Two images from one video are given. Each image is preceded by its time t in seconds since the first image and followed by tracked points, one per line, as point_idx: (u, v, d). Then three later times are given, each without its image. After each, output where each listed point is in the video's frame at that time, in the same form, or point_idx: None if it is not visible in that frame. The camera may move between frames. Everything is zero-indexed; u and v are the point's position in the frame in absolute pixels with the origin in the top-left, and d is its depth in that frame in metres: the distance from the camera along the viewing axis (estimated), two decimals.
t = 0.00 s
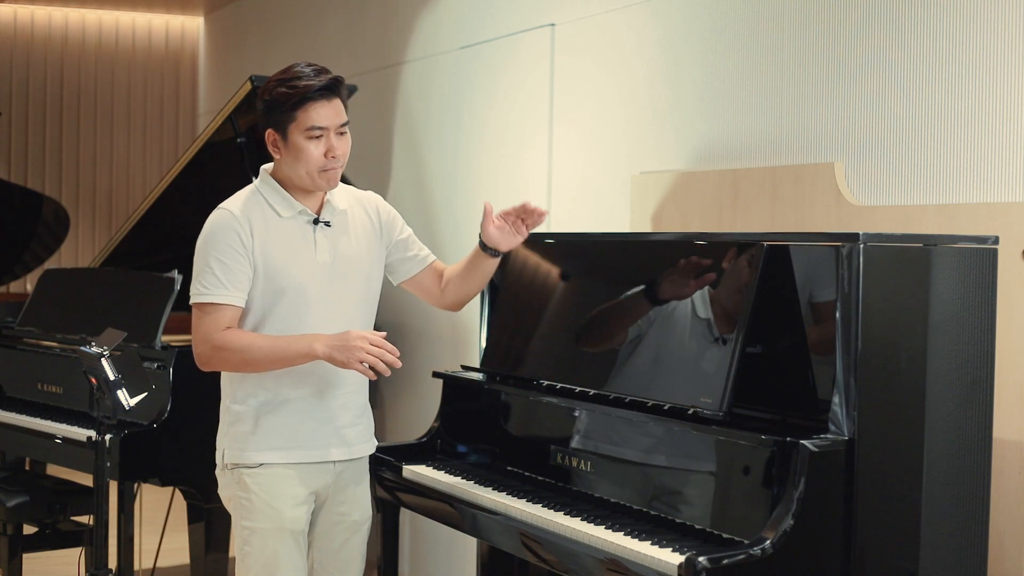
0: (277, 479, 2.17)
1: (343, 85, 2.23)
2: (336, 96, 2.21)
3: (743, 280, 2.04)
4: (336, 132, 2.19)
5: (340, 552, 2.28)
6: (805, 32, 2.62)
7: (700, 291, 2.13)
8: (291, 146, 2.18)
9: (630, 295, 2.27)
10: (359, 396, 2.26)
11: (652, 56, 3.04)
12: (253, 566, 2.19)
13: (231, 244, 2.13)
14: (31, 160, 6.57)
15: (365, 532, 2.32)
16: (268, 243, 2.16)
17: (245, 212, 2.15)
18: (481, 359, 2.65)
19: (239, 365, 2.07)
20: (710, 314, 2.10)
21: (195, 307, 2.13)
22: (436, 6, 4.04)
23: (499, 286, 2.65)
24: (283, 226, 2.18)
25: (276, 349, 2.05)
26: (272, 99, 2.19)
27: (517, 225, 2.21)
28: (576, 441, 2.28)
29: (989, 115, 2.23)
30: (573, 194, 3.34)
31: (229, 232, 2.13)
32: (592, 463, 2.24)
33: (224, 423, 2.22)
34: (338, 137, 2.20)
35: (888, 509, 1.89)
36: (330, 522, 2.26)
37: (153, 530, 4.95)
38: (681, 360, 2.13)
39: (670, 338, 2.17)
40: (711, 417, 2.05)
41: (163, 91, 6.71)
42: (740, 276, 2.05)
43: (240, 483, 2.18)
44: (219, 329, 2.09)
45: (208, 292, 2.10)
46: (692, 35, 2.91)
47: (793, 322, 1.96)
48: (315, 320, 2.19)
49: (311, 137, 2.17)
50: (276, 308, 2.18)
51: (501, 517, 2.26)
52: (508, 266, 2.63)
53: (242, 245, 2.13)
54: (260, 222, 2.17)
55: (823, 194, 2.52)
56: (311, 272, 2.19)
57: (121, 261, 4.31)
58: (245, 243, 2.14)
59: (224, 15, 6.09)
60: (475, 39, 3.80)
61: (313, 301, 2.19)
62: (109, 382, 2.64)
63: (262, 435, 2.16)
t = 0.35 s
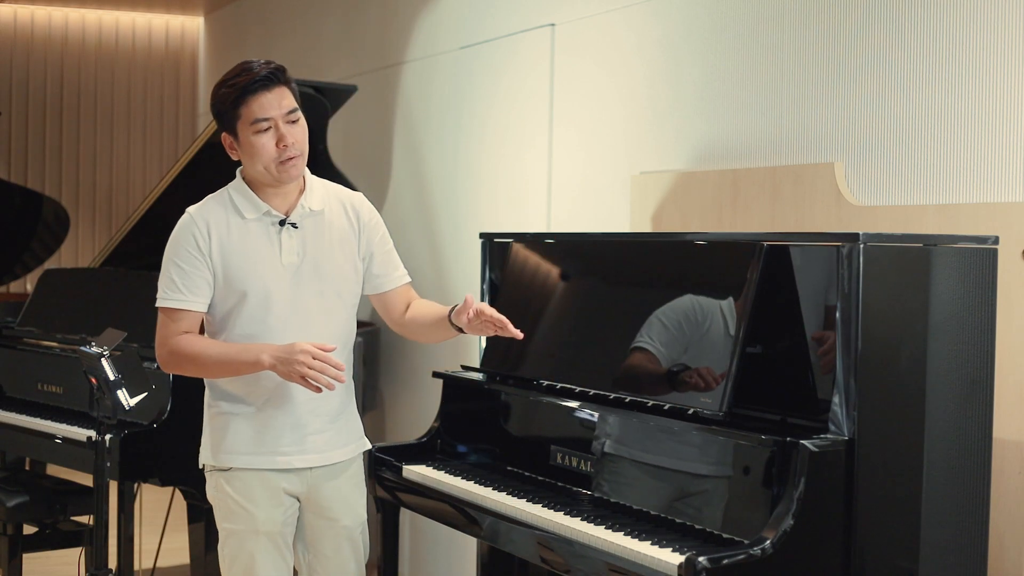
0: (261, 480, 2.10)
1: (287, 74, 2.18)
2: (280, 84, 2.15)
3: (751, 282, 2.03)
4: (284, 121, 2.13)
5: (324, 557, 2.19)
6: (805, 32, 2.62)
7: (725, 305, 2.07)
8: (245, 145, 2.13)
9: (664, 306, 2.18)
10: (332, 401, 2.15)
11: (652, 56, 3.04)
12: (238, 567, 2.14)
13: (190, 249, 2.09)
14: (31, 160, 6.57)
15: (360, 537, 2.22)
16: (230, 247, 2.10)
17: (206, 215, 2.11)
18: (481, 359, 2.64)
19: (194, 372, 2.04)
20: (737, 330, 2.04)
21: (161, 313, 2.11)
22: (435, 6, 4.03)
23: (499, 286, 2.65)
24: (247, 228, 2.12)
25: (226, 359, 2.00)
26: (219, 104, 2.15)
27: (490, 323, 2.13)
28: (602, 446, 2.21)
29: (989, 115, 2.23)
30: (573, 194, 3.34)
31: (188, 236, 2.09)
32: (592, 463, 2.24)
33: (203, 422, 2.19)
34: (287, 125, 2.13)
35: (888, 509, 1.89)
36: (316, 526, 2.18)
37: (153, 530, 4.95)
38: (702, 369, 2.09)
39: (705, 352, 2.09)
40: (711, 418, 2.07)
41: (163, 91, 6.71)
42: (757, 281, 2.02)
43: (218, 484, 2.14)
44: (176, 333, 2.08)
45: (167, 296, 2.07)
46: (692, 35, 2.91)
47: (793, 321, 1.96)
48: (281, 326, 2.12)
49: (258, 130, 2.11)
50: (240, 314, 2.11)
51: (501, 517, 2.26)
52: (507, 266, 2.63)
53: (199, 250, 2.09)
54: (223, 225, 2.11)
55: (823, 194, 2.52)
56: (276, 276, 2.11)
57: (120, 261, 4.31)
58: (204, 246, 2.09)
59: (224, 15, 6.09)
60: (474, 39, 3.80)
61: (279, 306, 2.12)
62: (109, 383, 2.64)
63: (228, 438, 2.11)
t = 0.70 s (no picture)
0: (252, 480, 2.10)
1: (263, 74, 2.15)
2: (257, 85, 2.13)
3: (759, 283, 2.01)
4: (262, 123, 2.10)
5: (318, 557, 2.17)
6: (805, 32, 2.62)
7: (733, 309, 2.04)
8: (223, 149, 2.11)
9: (682, 310, 2.15)
10: (318, 401, 2.13)
11: (652, 56, 3.04)
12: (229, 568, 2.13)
13: (170, 253, 2.09)
14: (31, 160, 6.57)
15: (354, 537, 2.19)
16: (209, 248, 2.10)
17: (185, 218, 2.10)
18: (481, 359, 2.64)
19: (175, 375, 2.04)
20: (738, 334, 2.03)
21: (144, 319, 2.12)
22: (435, 6, 4.03)
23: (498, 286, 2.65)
24: (226, 229, 2.11)
25: (201, 360, 2.00)
26: (196, 108, 2.14)
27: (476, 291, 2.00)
28: (616, 447, 2.18)
29: (989, 115, 2.23)
30: (573, 194, 3.34)
31: (167, 239, 2.09)
32: (593, 463, 2.24)
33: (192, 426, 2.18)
34: (265, 127, 2.10)
35: (887, 509, 1.89)
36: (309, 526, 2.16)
37: (153, 530, 4.95)
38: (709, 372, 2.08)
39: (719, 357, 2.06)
40: (711, 418, 2.07)
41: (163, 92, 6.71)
42: (760, 283, 2.01)
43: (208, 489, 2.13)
44: (158, 336, 2.09)
45: (148, 301, 2.08)
46: (692, 34, 2.91)
47: (793, 322, 1.96)
48: (262, 328, 2.10)
49: (236, 133, 2.09)
50: (220, 315, 2.10)
51: (501, 517, 2.26)
52: (507, 266, 2.63)
53: (179, 252, 2.09)
54: (202, 228, 2.11)
55: (823, 194, 2.52)
56: (255, 277, 2.09)
57: (120, 261, 4.31)
58: (184, 249, 2.09)
59: (224, 15, 6.09)
60: (474, 39, 3.80)
61: (259, 306, 2.10)
62: (109, 382, 2.64)
63: (215, 439, 2.10)
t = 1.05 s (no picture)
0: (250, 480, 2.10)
1: (263, 77, 2.13)
2: (256, 91, 2.11)
3: (760, 281, 2.01)
4: (256, 130, 2.09)
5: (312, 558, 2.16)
6: (805, 32, 2.62)
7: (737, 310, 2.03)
8: (216, 152, 2.10)
9: (689, 311, 2.14)
10: (315, 402, 2.12)
11: (652, 56, 3.04)
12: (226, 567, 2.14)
13: (164, 255, 2.10)
14: (31, 160, 6.57)
15: (350, 537, 2.19)
16: (202, 249, 2.10)
17: (179, 219, 2.11)
18: (481, 359, 2.64)
19: (169, 376, 2.05)
20: (739, 333, 2.03)
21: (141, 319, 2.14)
22: (435, 6, 4.03)
23: (499, 286, 2.65)
24: (220, 231, 2.11)
25: (193, 361, 2.00)
26: (193, 107, 2.12)
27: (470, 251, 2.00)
28: (621, 447, 2.17)
29: (989, 115, 2.23)
30: (573, 194, 3.34)
31: (162, 241, 2.11)
32: (592, 463, 2.24)
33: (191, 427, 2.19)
34: (259, 134, 2.09)
35: (886, 510, 1.89)
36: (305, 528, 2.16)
37: (153, 530, 4.95)
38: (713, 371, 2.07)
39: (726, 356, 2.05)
40: (712, 417, 2.06)
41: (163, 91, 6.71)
42: (760, 282, 2.01)
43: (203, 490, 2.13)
44: (153, 337, 2.10)
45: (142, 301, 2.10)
46: (692, 34, 2.91)
47: (793, 322, 1.96)
48: (255, 328, 2.10)
49: (229, 138, 2.08)
50: (214, 316, 2.11)
51: (502, 517, 2.26)
52: (507, 266, 2.63)
53: (173, 254, 2.10)
54: (196, 230, 2.11)
55: (823, 194, 2.52)
56: (248, 278, 2.10)
57: (120, 261, 4.31)
58: (177, 250, 2.10)
59: (224, 15, 6.09)
60: (474, 39, 3.80)
61: (252, 308, 2.10)
62: (109, 382, 2.64)
63: (210, 439, 2.10)
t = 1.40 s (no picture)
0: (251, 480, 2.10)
1: (264, 67, 2.21)
2: (254, 78, 2.19)
3: (760, 279, 2.01)
4: (246, 112, 2.15)
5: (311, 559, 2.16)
6: (805, 32, 2.62)
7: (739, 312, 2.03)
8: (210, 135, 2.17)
9: (690, 319, 2.14)
10: (314, 403, 2.12)
11: (652, 56, 3.04)
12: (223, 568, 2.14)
13: (163, 253, 2.11)
14: (31, 159, 6.57)
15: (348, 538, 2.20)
16: (200, 248, 2.11)
17: (179, 218, 2.13)
18: (481, 360, 2.64)
19: (167, 374, 2.06)
20: (740, 331, 2.03)
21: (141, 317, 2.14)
22: (435, 6, 4.03)
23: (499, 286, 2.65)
24: (219, 230, 2.12)
25: (189, 359, 2.00)
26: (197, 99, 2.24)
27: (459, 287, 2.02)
28: (628, 451, 2.16)
29: (989, 116, 2.23)
30: (573, 194, 3.34)
31: (161, 240, 2.12)
32: (592, 463, 2.24)
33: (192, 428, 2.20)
34: (248, 116, 2.14)
35: (886, 510, 1.89)
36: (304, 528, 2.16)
37: (153, 530, 4.95)
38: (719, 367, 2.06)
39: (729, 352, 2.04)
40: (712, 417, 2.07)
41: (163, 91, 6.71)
42: (760, 281, 2.01)
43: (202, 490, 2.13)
44: (150, 336, 2.11)
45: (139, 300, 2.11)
46: (692, 34, 2.91)
47: (793, 322, 1.96)
48: (250, 328, 2.10)
49: (220, 119, 2.15)
50: (210, 314, 2.11)
51: (501, 517, 2.26)
52: (507, 265, 2.63)
53: (171, 252, 2.11)
54: (195, 229, 2.12)
55: (823, 194, 2.52)
56: (245, 277, 2.10)
57: (120, 261, 4.31)
58: (176, 249, 2.11)
59: (224, 15, 6.09)
60: (474, 39, 3.80)
61: (248, 307, 2.10)
62: (109, 382, 2.64)
63: (207, 438, 2.11)
